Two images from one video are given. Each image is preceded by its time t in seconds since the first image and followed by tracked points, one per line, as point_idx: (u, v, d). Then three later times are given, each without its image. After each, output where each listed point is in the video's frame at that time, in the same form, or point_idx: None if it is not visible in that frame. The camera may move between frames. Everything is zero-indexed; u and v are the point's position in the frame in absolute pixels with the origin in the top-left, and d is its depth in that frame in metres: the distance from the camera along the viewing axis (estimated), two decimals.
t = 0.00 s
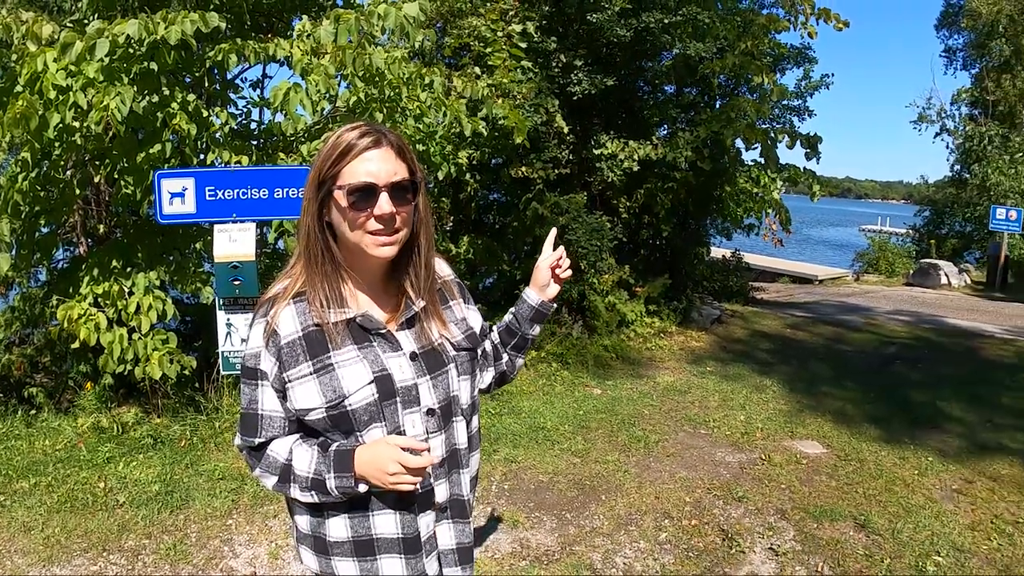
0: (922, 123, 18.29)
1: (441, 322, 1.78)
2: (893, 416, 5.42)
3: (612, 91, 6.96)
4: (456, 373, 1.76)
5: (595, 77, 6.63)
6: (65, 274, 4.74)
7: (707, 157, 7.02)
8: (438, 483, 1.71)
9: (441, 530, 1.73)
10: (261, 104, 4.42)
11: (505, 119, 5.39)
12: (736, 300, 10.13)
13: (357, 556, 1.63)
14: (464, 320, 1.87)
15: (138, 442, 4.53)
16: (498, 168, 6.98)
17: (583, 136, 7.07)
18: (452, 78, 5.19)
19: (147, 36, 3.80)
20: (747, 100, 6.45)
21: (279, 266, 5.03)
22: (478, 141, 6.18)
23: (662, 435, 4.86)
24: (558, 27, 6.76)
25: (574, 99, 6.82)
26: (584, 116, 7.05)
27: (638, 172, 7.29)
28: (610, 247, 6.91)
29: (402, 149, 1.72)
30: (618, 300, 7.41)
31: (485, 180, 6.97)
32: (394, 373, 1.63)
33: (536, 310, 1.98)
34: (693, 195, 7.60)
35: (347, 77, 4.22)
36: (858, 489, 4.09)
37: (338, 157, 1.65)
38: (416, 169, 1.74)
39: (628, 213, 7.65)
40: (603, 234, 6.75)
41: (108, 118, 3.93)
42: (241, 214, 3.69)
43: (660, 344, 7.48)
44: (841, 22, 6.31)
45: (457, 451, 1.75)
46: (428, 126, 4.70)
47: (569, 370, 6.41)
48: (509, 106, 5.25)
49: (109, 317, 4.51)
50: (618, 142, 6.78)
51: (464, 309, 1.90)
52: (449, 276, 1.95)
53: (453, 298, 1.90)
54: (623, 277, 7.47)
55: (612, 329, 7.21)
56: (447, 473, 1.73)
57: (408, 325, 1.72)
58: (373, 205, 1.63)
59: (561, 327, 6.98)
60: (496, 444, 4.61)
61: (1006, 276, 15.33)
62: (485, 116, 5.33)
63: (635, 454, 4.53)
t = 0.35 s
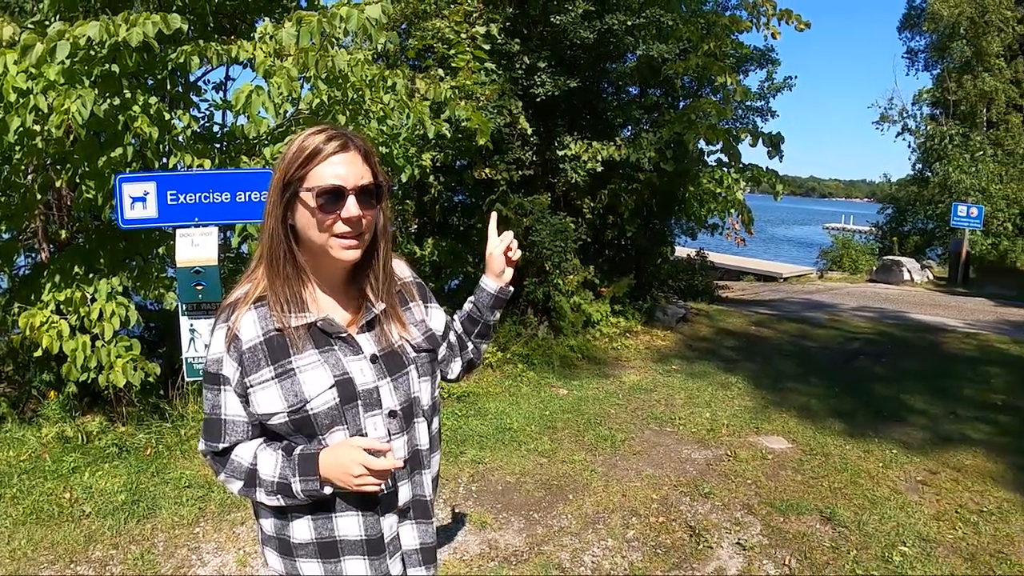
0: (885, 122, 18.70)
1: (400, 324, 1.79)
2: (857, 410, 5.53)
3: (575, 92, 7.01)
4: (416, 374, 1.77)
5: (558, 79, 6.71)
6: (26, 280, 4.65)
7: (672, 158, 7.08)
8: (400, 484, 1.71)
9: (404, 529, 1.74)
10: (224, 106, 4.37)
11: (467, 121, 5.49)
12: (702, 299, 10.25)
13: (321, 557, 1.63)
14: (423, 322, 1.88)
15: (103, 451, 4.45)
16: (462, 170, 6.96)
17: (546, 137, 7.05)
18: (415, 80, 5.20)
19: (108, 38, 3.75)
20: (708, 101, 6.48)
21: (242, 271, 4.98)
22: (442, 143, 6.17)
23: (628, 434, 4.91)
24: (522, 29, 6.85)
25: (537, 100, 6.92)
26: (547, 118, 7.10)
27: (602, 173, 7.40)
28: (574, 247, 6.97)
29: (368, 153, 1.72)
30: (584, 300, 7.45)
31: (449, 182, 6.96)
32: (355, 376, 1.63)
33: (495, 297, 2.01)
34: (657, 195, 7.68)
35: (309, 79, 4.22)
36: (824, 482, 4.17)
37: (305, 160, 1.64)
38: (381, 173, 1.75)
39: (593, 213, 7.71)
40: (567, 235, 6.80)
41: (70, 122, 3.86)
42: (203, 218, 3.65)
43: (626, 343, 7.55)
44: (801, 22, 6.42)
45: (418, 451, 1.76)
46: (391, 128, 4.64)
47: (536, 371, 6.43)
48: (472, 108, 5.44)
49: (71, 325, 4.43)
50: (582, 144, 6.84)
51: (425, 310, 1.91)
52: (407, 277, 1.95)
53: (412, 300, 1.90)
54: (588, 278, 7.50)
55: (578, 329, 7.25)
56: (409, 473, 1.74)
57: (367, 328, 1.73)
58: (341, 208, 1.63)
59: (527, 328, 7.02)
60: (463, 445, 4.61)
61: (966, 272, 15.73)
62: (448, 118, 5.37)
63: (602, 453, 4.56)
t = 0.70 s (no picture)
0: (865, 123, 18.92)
1: (377, 318, 1.83)
2: (838, 408, 5.60)
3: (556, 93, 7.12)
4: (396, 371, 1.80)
5: (538, 80, 6.71)
6: (5, 284, 4.61)
7: (652, 159, 7.05)
8: (384, 482, 1.73)
9: (389, 528, 1.75)
10: (204, 108, 4.35)
11: (448, 123, 5.48)
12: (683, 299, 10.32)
13: (307, 559, 1.64)
14: (401, 321, 1.90)
15: (84, 456, 4.41)
16: (443, 171, 6.94)
17: (527, 139, 7.07)
18: (395, 82, 5.20)
19: (88, 40, 3.71)
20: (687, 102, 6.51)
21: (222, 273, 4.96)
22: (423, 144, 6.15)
23: (610, 433, 4.93)
24: (502, 31, 6.87)
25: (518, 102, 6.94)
26: (528, 119, 7.12)
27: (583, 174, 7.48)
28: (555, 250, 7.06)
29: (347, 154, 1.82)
30: (565, 301, 7.47)
31: (429, 183, 6.88)
32: (337, 376, 1.65)
33: (486, 302, 2.04)
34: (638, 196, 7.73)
35: (290, 81, 4.20)
36: (805, 479, 4.21)
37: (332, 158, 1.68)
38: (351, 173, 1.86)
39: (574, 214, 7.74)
40: (548, 236, 6.90)
41: (50, 124, 3.83)
42: (184, 220, 3.64)
43: (608, 343, 7.59)
44: (781, 24, 6.49)
45: (401, 448, 1.79)
46: (372, 130, 4.63)
47: (518, 372, 6.45)
48: (451, 109, 5.33)
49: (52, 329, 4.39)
50: (563, 146, 6.87)
51: (403, 308, 1.94)
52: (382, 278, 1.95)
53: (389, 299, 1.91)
54: (569, 278, 7.52)
55: (559, 330, 7.28)
56: (393, 470, 1.76)
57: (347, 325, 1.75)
58: (368, 202, 1.74)
59: (510, 329, 7.04)
60: (444, 447, 4.62)
61: (945, 270, 15.95)
62: (428, 119, 5.38)
63: (583, 453, 4.58)
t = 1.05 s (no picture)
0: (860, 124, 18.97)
1: (371, 312, 1.84)
2: (834, 407, 5.62)
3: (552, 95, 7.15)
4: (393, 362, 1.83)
5: (534, 81, 6.70)
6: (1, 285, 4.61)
7: (647, 160, 7.14)
8: (387, 472, 1.76)
9: (393, 517, 1.78)
10: (199, 109, 4.34)
11: (443, 124, 5.51)
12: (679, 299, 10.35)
13: (316, 555, 1.65)
14: (393, 314, 1.92)
15: (80, 457, 4.40)
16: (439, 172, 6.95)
17: (522, 139, 7.08)
18: (391, 83, 5.21)
19: (84, 41, 3.71)
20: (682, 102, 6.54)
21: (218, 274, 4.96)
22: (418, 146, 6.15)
23: (605, 433, 4.94)
24: (498, 32, 6.86)
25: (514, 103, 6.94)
26: (524, 120, 7.12)
27: (579, 176, 7.45)
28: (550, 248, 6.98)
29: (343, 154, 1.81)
30: (561, 301, 7.48)
31: (425, 184, 6.92)
32: (342, 370, 1.67)
33: (465, 293, 2.10)
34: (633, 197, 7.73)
35: (285, 82, 4.18)
36: (799, 478, 4.23)
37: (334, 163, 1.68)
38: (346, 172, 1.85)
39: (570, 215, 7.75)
40: (544, 237, 6.81)
41: (46, 125, 3.83)
42: (179, 220, 3.64)
43: (604, 344, 7.60)
44: (778, 28, 6.50)
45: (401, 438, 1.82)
46: (367, 131, 4.65)
47: (513, 373, 6.46)
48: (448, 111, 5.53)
49: (48, 329, 4.38)
50: (558, 146, 6.89)
51: (390, 302, 1.94)
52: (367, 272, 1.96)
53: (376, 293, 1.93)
54: (565, 279, 7.54)
55: (555, 330, 7.30)
56: (395, 460, 1.79)
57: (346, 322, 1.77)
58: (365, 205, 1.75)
59: (506, 330, 7.04)
60: (440, 447, 4.62)
61: (941, 271, 16.00)
62: (423, 120, 5.39)
63: (578, 453, 4.59)
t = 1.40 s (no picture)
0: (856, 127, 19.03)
1: (368, 318, 1.85)
2: (830, 410, 5.63)
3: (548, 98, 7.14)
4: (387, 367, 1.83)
5: (530, 85, 6.72)
6: None
7: (643, 163, 7.14)
8: (378, 477, 1.75)
9: (383, 522, 1.76)
10: (196, 113, 4.34)
11: (440, 128, 5.54)
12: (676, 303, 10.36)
13: (305, 555, 1.64)
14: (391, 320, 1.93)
15: (76, 461, 4.39)
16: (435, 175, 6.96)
17: (518, 143, 7.09)
18: (387, 87, 5.22)
19: (81, 45, 3.72)
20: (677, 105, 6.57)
21: (214, 278, 4.96)
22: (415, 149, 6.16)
23: (602, 437, 4.95)
24: (495, 36, 6.85)
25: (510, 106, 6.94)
26: (520, 124, 7.13)
27: (575, 179, 7.45)
28: (546, 252, 7.01)
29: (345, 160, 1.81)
30: (558, 304, 7.48)
31: (421, 188, 6.92)
32: (334, 371, 1.67)
33: (466, 301, 2.11)
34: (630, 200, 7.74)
35: (282, 86, 4.19)
36: (796, 481, 4.24)
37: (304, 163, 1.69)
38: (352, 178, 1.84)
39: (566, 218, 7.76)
40: (540, 241, 6.87)
41: (42, 129, 3.83)
42: (176, 224, 3.63)
43: (601, 347, 7.60)
44: (772, 29, 6.53)
45: (393, 443, 1.80)
46: (364, 135, 4.66)
47: (510, 376, 6.45)
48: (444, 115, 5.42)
49: (44, 333, 4.38)
50: (554, 150, 6.89)
51: (389, 308, 1.96)
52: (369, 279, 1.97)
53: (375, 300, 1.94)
54: (561, 282, 7.54)
55: (552, 333, 7.30)
56: (386, 466, 1.77)
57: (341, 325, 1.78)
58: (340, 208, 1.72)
59: (502, 333, 7.05)
60: (436, 451, 4.62)
61: (937, 273, 16.04)
62: (420, 124, 5.40)
63: (575, 457, 4.59)
